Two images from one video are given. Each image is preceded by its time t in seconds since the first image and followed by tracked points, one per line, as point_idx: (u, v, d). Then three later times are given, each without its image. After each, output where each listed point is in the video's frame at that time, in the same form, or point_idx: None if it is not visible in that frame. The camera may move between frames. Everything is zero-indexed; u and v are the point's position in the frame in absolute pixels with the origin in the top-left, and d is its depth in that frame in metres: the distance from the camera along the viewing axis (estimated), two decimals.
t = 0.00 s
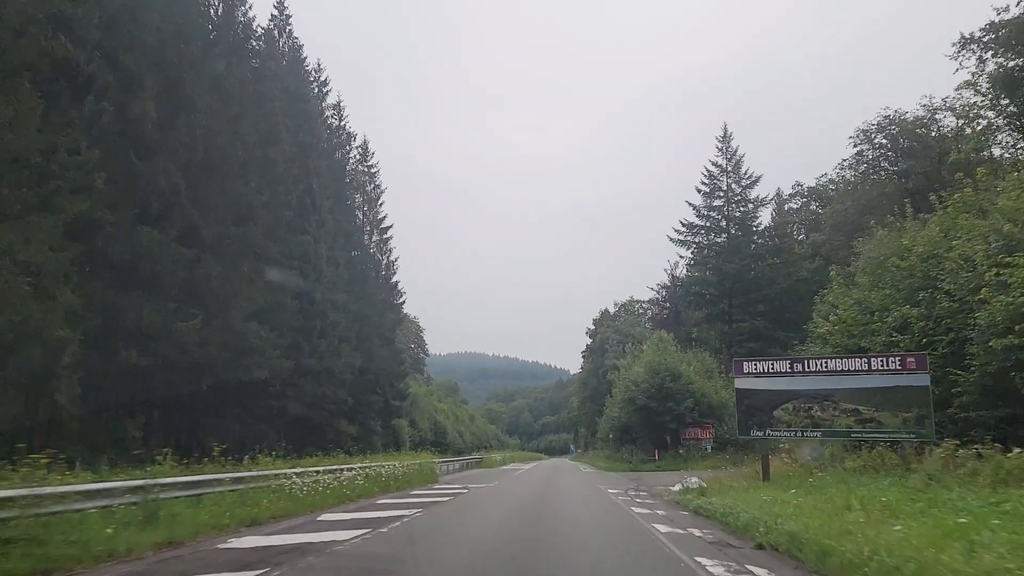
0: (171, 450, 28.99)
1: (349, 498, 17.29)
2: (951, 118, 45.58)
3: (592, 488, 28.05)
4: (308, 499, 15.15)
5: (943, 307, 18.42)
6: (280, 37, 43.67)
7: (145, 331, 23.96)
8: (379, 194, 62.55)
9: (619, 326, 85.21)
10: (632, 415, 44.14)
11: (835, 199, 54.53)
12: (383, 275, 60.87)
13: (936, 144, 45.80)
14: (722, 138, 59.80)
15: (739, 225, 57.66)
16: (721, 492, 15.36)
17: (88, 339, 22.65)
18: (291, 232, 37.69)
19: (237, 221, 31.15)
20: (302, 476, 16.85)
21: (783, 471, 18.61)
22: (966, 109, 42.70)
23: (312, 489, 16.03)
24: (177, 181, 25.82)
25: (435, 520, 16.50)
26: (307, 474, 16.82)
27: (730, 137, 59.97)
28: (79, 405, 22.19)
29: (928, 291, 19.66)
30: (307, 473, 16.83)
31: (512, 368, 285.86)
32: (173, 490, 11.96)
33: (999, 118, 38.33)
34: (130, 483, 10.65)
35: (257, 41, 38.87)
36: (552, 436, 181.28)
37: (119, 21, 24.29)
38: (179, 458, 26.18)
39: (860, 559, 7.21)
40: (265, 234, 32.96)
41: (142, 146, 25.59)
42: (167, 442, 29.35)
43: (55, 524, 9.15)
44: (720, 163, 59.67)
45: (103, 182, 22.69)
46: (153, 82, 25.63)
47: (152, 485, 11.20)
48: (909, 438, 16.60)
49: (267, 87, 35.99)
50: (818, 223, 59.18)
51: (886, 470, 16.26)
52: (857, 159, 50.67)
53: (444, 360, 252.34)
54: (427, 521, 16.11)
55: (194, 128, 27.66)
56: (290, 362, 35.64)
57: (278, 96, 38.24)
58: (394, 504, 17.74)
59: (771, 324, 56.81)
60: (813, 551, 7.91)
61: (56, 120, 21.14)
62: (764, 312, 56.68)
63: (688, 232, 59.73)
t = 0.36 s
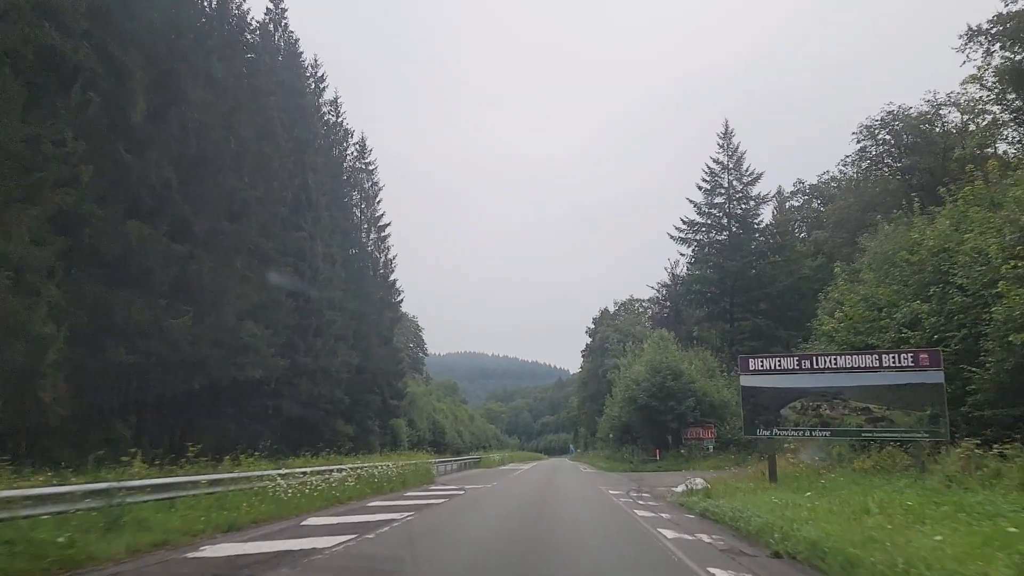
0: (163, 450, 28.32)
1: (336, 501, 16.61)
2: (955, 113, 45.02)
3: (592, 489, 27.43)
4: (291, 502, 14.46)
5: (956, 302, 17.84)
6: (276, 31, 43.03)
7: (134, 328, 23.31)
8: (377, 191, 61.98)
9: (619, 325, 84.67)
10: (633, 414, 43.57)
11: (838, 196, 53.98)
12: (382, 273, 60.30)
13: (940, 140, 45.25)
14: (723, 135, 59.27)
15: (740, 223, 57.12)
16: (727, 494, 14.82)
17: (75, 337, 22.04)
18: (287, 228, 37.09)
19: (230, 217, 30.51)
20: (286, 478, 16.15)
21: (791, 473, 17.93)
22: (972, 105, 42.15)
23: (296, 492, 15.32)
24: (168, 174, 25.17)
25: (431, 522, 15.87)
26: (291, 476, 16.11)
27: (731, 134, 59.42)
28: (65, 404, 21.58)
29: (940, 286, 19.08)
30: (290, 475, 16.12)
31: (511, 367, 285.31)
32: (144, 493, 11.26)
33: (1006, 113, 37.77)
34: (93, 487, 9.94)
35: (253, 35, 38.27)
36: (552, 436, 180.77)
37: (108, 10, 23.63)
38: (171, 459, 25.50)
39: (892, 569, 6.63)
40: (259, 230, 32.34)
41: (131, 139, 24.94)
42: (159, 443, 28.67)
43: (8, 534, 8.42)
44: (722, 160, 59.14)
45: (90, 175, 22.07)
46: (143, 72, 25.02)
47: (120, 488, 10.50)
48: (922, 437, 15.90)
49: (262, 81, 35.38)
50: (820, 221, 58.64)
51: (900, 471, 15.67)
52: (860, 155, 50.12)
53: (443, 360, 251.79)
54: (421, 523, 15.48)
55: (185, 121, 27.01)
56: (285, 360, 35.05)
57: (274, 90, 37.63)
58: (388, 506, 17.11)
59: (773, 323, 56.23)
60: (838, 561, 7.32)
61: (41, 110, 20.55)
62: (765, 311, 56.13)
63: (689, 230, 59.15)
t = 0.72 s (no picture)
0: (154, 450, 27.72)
1: (324, 503, 15.97)
2: (961, 109, 44.48)
3: (593, 489, 26.85)
4: (274, 505, 13.81)
5: (969, 297, 17.29)
6: (271, 25, 42.36)
7: (122, 325, 22.71)
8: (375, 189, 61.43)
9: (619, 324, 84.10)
10: (634, 413, 43.02)
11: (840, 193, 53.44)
12: (379, 271, 59.73)
13: (945, 136, 44.77)
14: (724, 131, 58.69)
15: (742, 220, 56.59)
16: (734, 496, 14.27)
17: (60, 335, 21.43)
18: (282, 224, 36.47)
19: (223, 212, 29.89)
20: (271, 479, 15.49)
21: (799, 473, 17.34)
22: (978, 100, 41.57)
23: (283, 494, 14.74)
24: (158, 168, 24.56)
25: (426, 524, 15.31)
26: (275, 478, 15.46)
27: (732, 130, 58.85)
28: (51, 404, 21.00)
29: (951, 281, 18.52)
30: (275, 476, 15.46)
31: (511, 367, 284.83)
32: (114, 497, 10.57)
33: (1013, 107, 37.24)
34: (60, 490, 9.32)
35: (248, 28, 37.60)
36: (552, 436, 180.33)
37: None
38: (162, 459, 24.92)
39: None
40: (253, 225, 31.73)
41: (120, 131, 24.32)
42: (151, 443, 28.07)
43: None
44: (723, 157, 58.57)
45: (76, 167, 21.43)
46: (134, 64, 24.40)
47: (86, 492, 9.79)
48: (938, 436, 15.50)
49: (258, 75, 34.74)
50: (822, 218, 58.13)
51: (914, 472, 15.25)
52: (863, 151, 49.56)
53: (443, 359, 251.32)
54: (416, 524, 14.91)
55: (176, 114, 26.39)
56: (280, 359, 34.46)
57: (269, 84, 36.99)
58: (380, 509, 16.51)
59: (775, 321, 55.68)
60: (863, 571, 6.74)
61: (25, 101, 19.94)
62: (767, 309, 55.57)
63: (690, 227, 58.58)
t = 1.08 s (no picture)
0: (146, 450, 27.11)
1: (310, 507, 15.26)
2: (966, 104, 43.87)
3: (593, 489, 26.24)
4: (256, 509, 13.13)
5: (983, 291, 16.68)
6: (266, 18, 41.73)
7: (110, 322, 22.12)
8: (373, 186, 60.85)
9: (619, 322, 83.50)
10: (635, 412, 42.46)
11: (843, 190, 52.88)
12: (377, 269, 59.13)
13: (949, 132, 44.19)
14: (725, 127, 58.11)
15: (744, 218, 56.02)
16: (742, 498, 13.76)
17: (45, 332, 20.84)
18: (277, 220, 35.86)
19: (215, 207, 29.31)
20: (253, 482, 14.79)
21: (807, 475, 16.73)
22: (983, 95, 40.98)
23: (267, 496, 14.08)
24: (147, 161, 23.95)
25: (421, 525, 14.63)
26: (257, 480, 14.74)
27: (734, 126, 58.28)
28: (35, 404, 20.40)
29: (964, 274, 17.92)
30: (257, 478, 14.75)
31: (511, 366, 284.22)
32: (72, 501, 9.87)
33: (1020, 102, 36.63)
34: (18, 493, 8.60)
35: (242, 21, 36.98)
36: (552, 435, 179.73)
37: None
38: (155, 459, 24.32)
39: None
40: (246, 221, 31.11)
41: (108, 123, 23.70)
42: (142, 442, 27.45)
43: None
44: (724, 153, 57.97)
45: (62, 158, 20.81)
46: (123, 54, 23.79)
47: (38, 497, 8.94)
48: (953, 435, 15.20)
49: (253, 68, 34.11)
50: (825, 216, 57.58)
51: (927, 471, 14.90)
52: (867, 147, 48.96)
53: (442, 359, 250.71)
54: (412, 524, 14.26)
55: (167, 106, 25.78)
56: (274, 358, 33.87)
57: (264, 78, 36.37)
58: (371, 511, 15.88)
59: (777, 320, 55.10)
60: None
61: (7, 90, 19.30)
62: (769, 307, 54.99)
63: (691, 225, 58.01)
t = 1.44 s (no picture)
0: (136, 449, 26.55)
1: (294, 510, 14.61)
2: (971, 98, 43.25)
3: (594, 490, 25.68)
4: (237, 512, 12.52)
5: (999, 285, 16.14)
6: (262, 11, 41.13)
7: (97, 316, 21.57)
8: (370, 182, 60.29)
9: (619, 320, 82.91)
10: (636, 411, 41.93)
11: (846, 186, 52.37)
12: (375, 266, 58.57)
13: (954, 127, 43.61)
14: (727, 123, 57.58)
15: (746, 214, 55.50)
16: (747, 500, 13.25)
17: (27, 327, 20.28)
18: (271, 215, 35.25)
19: (207, 202, 28.72)
20: (235, 483, 14.15)
21: (815, 476, 16.16)
22: (990, 89, 40.33)
23: (249, 498, 13.46)
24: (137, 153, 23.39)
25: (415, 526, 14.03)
26: (239, 481, 14.11)
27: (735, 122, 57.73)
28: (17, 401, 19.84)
29: (980, 267, 17.31)
30: (240, 480, 14.11)
31: (510, 366, 283.74)
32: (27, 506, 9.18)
33: None
34: None
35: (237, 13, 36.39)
36: (552, 435, 179.22)
37: None
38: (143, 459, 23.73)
39: None
40: (238, 216, 30.53)
41: (95, 114, 23.09)
42: (132, 441, 26.89)
43: None
44: (726, 150, 57.37)
45: (47, 149, 20.21)
46: (111, 44, 23.17)
47: None
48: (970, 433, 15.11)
49: (248, 60, 33.56)
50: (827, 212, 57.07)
51: (945, 470, 14.81)
52: (871, 142, 48.38)
53: (441, 359, 250.33)
54: (406, 526, 13.64)
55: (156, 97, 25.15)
56: (268, 355, 33.32)
57: (259, 70, 35.74)
58: (361, 512, 15.28)
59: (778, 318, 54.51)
60: None
61: None
62: (771, 305, 54.44)
63: (692, 222, 57.50)
